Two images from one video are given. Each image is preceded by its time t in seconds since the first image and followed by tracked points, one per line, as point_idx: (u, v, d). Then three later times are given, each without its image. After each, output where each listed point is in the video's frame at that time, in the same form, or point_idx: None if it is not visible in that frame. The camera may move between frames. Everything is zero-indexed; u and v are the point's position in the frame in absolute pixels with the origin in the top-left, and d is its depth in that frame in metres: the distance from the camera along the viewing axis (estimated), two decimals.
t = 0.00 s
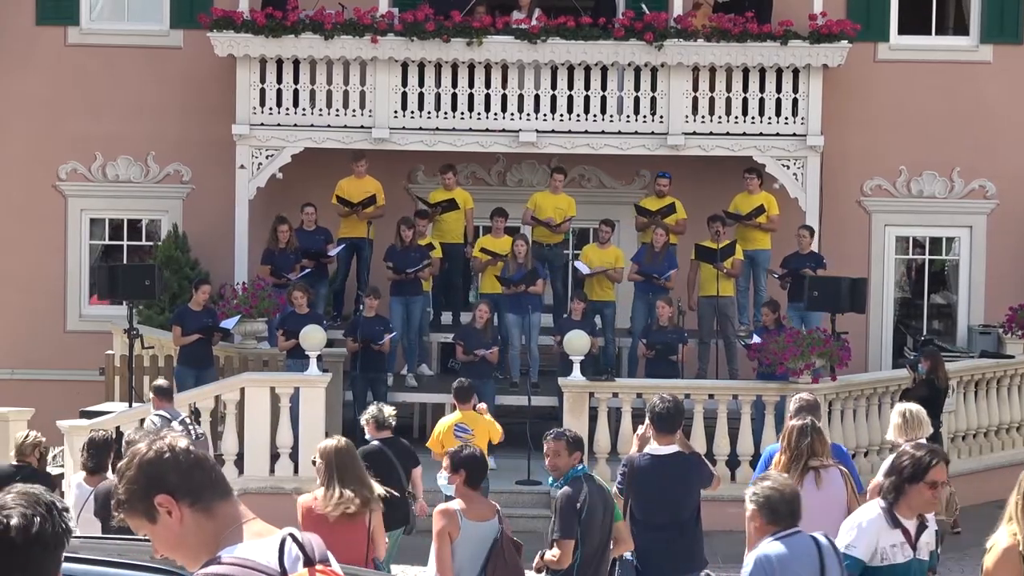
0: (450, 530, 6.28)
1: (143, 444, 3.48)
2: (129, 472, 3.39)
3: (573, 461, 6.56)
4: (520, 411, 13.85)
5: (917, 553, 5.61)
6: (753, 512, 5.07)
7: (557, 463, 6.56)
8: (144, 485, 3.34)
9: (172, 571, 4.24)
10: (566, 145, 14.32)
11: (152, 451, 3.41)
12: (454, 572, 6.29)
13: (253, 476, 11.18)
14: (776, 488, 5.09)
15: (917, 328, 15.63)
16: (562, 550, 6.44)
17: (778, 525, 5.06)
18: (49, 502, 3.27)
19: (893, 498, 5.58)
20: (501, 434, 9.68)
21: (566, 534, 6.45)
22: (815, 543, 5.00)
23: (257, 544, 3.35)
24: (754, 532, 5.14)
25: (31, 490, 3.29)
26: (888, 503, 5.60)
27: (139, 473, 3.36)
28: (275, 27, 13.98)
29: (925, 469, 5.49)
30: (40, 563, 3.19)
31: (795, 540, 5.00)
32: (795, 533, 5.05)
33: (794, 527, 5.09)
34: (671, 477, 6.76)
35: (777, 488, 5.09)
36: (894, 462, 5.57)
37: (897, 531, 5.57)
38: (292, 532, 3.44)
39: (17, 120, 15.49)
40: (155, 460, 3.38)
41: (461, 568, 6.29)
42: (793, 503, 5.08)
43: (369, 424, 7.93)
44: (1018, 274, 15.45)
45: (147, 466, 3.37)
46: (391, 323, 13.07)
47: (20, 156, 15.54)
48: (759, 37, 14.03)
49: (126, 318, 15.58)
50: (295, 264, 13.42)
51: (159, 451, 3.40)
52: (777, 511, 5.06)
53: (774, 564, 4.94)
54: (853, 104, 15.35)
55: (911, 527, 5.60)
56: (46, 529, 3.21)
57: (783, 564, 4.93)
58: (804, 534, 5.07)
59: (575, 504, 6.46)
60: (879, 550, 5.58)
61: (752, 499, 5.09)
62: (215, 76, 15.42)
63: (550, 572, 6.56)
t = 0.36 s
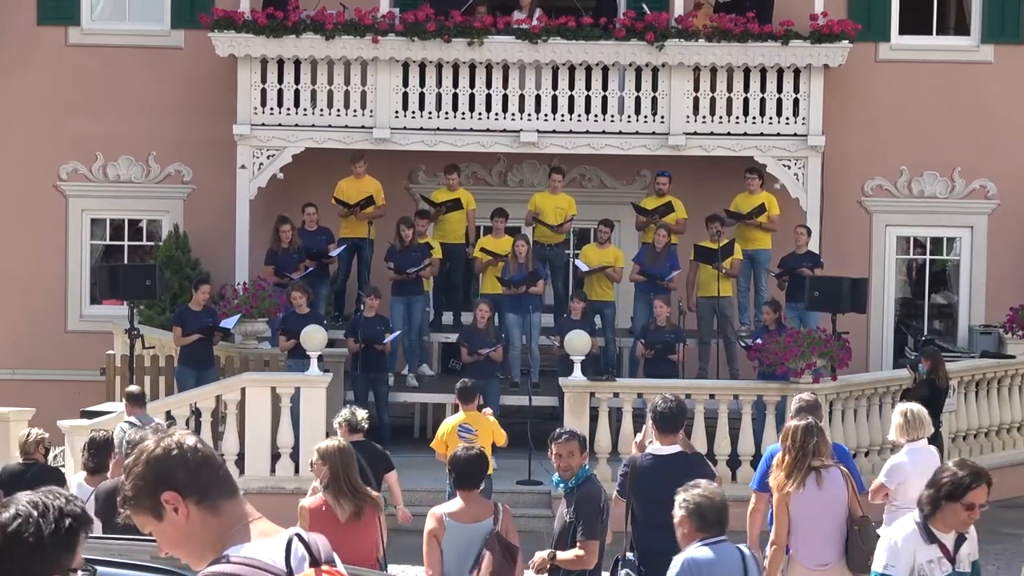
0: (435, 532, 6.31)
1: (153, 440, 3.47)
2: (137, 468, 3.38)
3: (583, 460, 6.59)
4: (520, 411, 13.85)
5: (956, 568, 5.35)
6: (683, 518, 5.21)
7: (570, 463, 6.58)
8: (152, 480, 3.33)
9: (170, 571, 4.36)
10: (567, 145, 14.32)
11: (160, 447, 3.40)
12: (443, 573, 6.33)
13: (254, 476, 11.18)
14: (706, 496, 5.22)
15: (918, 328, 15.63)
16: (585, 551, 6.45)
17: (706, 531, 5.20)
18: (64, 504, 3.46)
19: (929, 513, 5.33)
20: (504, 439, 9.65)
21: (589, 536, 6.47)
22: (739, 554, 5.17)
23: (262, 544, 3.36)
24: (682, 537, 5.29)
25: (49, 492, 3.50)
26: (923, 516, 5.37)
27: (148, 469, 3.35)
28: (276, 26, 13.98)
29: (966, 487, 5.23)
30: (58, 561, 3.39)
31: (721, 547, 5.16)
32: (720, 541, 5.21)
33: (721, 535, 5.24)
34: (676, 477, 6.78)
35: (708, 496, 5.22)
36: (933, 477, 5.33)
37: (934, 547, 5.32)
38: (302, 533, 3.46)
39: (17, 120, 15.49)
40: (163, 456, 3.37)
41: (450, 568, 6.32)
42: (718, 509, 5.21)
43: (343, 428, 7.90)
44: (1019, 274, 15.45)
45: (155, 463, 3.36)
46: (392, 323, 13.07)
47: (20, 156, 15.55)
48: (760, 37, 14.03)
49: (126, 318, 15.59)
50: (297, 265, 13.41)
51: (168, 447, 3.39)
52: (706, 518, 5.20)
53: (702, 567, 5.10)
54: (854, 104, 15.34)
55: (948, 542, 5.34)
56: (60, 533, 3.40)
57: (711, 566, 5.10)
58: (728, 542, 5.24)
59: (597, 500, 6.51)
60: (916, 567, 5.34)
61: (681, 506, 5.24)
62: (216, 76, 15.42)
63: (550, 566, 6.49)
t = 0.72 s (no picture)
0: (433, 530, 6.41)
1: (160, 437, 3.48)
2: (142, 465, 3.39)
3: (577, 461, 6.64)
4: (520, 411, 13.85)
5: (1001, 569, 5.43)
6: (606, 510, 5.41)
7: (562, 463, 6.65)
8: (157, 478, 3.34)
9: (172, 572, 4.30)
10: (567, 145, 14.32)
11: (166, 445, 3.41)
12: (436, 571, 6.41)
13: (255, 476, 11.18)
14: (627, 489, 5.42)
15: (918, 328, 15.63)
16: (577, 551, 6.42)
17: (626, 524, 5.40)
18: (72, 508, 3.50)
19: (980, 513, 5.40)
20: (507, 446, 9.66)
21: (582, 535, 6.45)
22: (659, 546, 5.37)
23: (268, 541, 3.36)
24: (604, 527, 5.48)
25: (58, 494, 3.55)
26: (969, 517, 5.44)
27: (153, 467, 3.36)
28: (276, 26, 13.98)
29: (1020, 488, 5.33)
30: (66, 562, 3.45)
31: (641, 540, 5.36)
32: (642, 533, 5.40)
33: (642, 526, 5.43)
34: (677, 476, 6.78)
35: (628, 489, 5.42)
36: (984, 477, 5.40)
37: (980, 548, 5.40)
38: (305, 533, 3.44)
39: (17, 120, 15.49)
40: (169, 454, 3.38)
41: (443, 567, 6.39)
42: (640, 502, 5.42)
43: (315, 424, 7.89)
44: (1018, 274, 15.45)
45: (161, 461, 3.37)
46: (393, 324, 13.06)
47: (20, 156, 15.54)
48: (759, 37, 14.03)
49: (126, 318, 15.58)
50: (300, 265, 13.38)
51: (174, 446, 3.40)
52: (628, 510, 5.40)
53: (620, 561, 5.30)
54: (853, 105, 15.35)
55: (994, 542, 5.42)
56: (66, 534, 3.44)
57: (629, 562, 5.29)
58: (650, 533, 5.44)
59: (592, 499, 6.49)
60: (962, 569, 5.41)
61: (603, 499, 5.43)
62: (216, 76, 15.42)
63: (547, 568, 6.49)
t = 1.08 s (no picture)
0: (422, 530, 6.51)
1: (156, 439, 3.48)
2: (139, 468, 3.39)
3: (567, 462, 6.66)
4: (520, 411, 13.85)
5: None
6: (527, 504, 5.51)
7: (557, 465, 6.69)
8: (153, 480, 3.34)
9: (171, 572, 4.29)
10: (567, 145, 14.31)
11: (162, 447, 3.41)
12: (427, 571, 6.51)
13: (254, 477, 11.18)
14: (547, 482, 5.53)
15: (918, 328, 15.63)
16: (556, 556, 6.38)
17: (548, 516, 5.52)
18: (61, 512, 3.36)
19: None
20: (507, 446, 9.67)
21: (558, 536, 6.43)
22: (583, 536, 5.50)
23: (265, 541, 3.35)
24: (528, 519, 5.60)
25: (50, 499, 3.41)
26: None
27: (149, 469, 3.36)
28: (276, 26, 13.98)
29: None
30: (60, 564, 3.31)
31: (563, 532, 5.48)
32: (565, 524, 5.53)
33: (564, 517, 5.55)
34: (676, 476, 6.77)
35: (549, 483, 5.53)
36: None
37: None
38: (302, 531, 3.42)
39: (17, 120, 15.49)
40: (165, 456, 3.38)
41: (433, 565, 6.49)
42: (561, 495, 5.52)
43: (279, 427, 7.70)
44: (1018, 274, 15.45)
45: (157, 462, 3.37)
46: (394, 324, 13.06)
47: (20, 156, 15.54)
48: (760, 37, 14.03)
49: (126, 318, 15.59)
50: (303, 265, 13.38)
51: (169, 447, 3.40)
52: (548, 503, 5.50)
53: (544, 552, 5.43)
54: (853, 105, 15.34)
55: None
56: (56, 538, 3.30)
57: (553, 552, 5.43)
58: (572, 523, 5.57)
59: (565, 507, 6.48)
60: None
61: (525, 493, 5.54)
62: (216, 76, 15.42)
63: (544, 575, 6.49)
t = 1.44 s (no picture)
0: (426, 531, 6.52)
1: (163, 434, 3.48)
2: (144, 463, 3.40)
3: (564, 463, 6.65)
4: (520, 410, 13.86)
5: None
6: (482, 503, 5.57)
7: (556, 467, 6.69)
8: (156, 476, 3.35)
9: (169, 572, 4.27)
10: (567, 145, 14.31)
11: (168, 443, 3.41)
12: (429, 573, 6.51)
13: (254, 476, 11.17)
14: (503, 483, 5.58)
15: (918, 327, 15.63)
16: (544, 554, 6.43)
17: (502, 516, 5.57)
18: (49, 506, 3.25)
19: None
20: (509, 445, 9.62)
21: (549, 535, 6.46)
22: (535, 538, 5.55)
23: (268, 541, 3.35)
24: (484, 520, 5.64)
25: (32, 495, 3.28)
26: None
27: (153, 464, 3.37)
28: (276, 26, 13.98)
29: None
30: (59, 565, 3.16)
31: (517, 532, 5.53)
32: (518, 524, 5.58)
33: (516, 519, 5.60)
34: (675, 476, 6.78)
35: (505, 483, 5.58)
36: None
37: None
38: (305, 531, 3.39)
39: (17, 119, 15.49)
40: (170, 453, 3.38)
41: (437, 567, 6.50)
42: (515, 495, 5.57)
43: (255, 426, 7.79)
44: (1018, 274, 15.45)
45: (161, 459, 3.37)
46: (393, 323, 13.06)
47: (20, 156, 15.54)
48: (759, 37, 14.03)
49: (126, 318, 15.59)
50: (306, 264, 13.37)
51: (175, 444, 3.40)
52: (503, 503, 5.56)
53: (497, 550, 5.46)
54: (854, 104, 15.34)
55: None
56: (55, 531, 3.19)
57: (506, 550, 5.46)
58: (524, 526, 5.62)
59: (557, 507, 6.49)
60: None
61: (481, 492, 5.59)
62: (216, 76, 15.43)
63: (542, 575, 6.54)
